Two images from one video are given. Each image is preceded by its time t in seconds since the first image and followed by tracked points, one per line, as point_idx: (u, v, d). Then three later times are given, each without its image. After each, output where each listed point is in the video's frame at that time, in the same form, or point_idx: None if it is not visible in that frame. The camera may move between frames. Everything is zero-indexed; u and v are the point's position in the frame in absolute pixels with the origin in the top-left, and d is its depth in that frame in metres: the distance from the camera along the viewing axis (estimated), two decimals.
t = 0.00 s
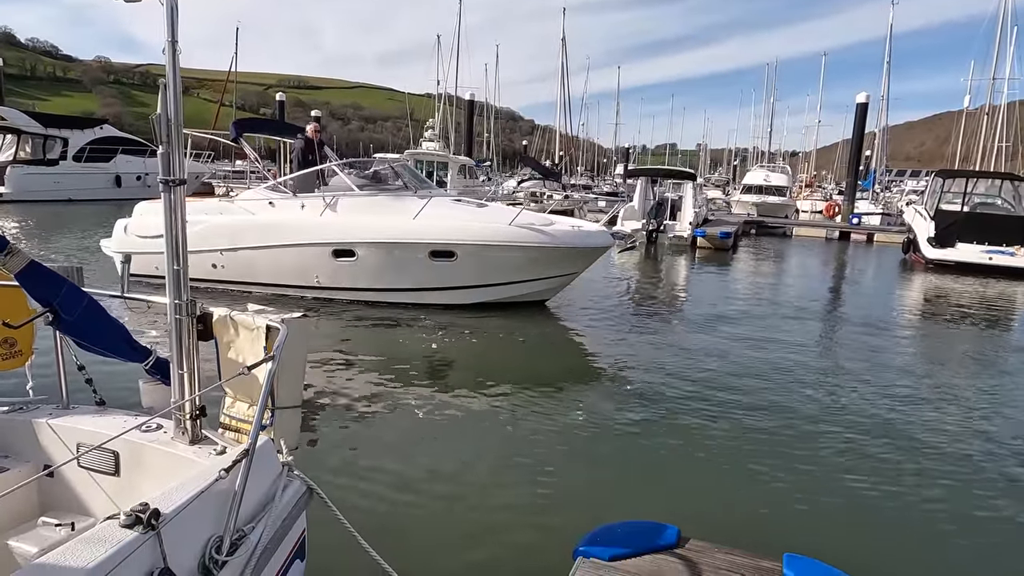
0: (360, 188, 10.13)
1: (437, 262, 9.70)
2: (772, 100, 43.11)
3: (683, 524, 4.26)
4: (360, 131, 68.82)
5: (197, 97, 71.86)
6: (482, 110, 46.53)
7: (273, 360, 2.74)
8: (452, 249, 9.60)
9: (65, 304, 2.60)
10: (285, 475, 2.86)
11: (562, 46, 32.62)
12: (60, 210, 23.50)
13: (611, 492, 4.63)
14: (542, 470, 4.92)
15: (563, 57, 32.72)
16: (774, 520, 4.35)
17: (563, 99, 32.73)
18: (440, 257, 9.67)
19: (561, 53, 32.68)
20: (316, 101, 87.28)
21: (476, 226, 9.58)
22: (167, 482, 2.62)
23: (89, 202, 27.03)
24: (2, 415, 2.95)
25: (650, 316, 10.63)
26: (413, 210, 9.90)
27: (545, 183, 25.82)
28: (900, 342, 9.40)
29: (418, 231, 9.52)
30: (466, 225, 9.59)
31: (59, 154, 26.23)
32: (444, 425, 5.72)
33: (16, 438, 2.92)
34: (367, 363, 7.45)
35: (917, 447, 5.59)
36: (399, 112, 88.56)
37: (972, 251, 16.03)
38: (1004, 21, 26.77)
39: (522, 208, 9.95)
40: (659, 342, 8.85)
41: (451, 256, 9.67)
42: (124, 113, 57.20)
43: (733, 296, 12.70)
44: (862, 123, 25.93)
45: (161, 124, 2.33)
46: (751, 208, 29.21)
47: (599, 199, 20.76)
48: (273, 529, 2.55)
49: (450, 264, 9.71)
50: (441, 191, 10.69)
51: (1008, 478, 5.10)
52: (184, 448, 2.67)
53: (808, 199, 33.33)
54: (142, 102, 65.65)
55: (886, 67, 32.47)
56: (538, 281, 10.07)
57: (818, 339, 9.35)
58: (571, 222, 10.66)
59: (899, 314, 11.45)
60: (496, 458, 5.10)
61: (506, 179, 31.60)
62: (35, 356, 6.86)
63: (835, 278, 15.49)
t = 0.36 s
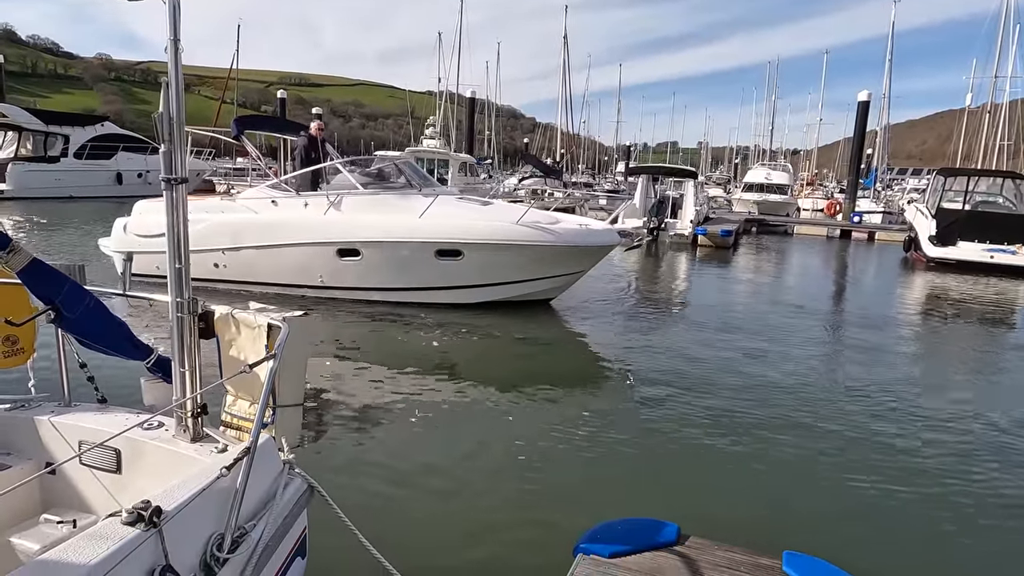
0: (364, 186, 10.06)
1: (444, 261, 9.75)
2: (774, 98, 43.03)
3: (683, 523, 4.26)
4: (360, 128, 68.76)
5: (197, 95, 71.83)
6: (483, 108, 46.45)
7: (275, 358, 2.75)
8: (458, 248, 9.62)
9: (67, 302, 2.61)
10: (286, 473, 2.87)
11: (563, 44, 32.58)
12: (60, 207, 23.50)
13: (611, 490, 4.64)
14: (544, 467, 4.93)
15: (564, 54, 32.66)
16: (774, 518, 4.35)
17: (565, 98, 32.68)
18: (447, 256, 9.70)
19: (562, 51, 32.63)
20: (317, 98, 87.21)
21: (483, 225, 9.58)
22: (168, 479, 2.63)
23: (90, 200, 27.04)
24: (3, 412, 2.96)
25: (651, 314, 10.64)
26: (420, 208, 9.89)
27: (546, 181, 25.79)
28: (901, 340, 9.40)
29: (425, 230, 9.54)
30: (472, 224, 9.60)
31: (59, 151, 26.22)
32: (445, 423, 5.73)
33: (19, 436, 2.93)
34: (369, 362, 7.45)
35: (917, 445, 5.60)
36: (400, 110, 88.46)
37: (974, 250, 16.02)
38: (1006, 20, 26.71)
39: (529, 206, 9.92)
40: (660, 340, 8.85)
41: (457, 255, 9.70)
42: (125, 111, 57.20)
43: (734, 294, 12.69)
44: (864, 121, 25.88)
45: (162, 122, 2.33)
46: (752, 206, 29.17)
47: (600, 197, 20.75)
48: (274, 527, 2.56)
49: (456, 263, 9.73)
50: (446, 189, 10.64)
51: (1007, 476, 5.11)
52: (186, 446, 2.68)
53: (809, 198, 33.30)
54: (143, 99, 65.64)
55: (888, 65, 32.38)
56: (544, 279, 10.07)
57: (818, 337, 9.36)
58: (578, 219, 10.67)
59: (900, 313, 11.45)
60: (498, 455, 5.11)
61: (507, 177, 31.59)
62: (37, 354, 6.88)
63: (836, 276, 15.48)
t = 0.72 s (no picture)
0: (367, 186, 10.04)
1: (450, 262, 9.73)
2: (773, 97, 43.02)
3: (682, 522, 4.27)
4: (359, 128, 68.70)
5: (196, 94, 71.75)
6: (482, 108, 46.42)
7: (272, 358, 2.76)
8: (463, 249, 9.61)
9: (67, 302, 2.61)
10: (285, 474, 2.87)
11: (562, 44, 32.56)
12: (59, 207, 23.48)
13: (610, 489, 4.66)
14: (542, 467, 4.95)
15: (563, 54, 32.64)
16: (773, 517, 4.36)
17: (563, 97, 32.66)
18: (452, 257, 9.69)
19: (561, 51, 32.60)
20: (315, 98, 87.15)
21: (488, 225, 9.56)
22: (167, 479, 2.63)
23: (88, 199, 27.01)
24: (3, 413, 2.96)
25: (649, 313, 10.67)
26: (425, 209, 9.88)
27: (545, 180, 25.79)
28: (899, 340, 9.43)
29: (430, 231, 9.52)
30: (478, 224, 9.58)
31: (58, 150, 26.19)
32: (444, 423, 5.75)
33: (17, 436, 2.93)
34: (367, 363, 7.45)
35: (916, 445, 5.60)
36: (398, 109, 88.40)
37: (972, 249, 16.05)
38: (1004, 20, 26.73)
39: (535, 206, 9.90)
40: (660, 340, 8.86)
41: (463, 255, 9.69)
42: (124, 110, 57.16)
43: (732, 294, 12.72)
44: (862, 121, 25.90)
45: (162, 123, 2.34)
46: (750, 206, 29.18)
47: (598, 197, 20.75)
48: (271, 528, 2.57)
49: (462, 263, 9.73)
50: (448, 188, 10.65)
51: (1006, 476, 5.11)
52: (185, 447, 2.69)
53: (807, 198, 33.33)
54: (141, 98, 65.58)
55: (887, 64, 32.37)
56: (550, 279, 10.06)
57: (816, 337, 9.39)
58: (585, 218, 10.63)
59: (898, 312, 11.47)
60: (497, 455, 5.13)
61: (506, 176, 31.59)
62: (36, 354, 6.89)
63: (835, 275, 15.51)
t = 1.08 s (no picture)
0: (375, 186, 9.85)
1: (458, 262, 9.54)
2: (773, 95, 43.01)
3: (681, 520, 4.27)
4: (360, 126, 68.67)
5: (196, 93, 71.70)
6: (482, 106, 46.41)
7: (273, 356, 2.77)
8: (473, 249, 9.40)
9: (67, 300, 2.61)
10: (286, 471, 2.88)
11: (562, 42, 32.54)
12: (59, 205, 23.50)
13: (611, 487, 4.67)
14: (543, 464, 4.96)
15: (564, 52, 32.62)
16: (773, 515, 4.37)
17: (564, 95, 32.60)
18: (461, 257, 9.49)
19: (562, 49, 32.58)
20: (315, 96, 87.11)
21: (497, 225, 9.37)
22: (168, 476, 2.63)
23: (88, 197, 27.03)
24: (4, 410, 2.97)
25: (649, 311, 10.68)
26: (433, 208, 9.65)
27: (545, 178, 25.80)
28: (898, 337, 9.45)
29: (440, 230, 9.30)
30: (487, 223, 9.38)
31: (58, 149, 26.19)
32: (445, 420, 5.76)
33: (18, 434, 2.94)
34: (368, 361, 7.43)
35: (916, 443, 5.60)
36: (399, 107, 88.38)
37: (972, 247, 16.06)
38: (1005, 17, 26.70)
39: (545, 205, 9.71)
40: (660, 338, 8.87)
41: (472, 255, 9.48)
42: (124, 108, 57.18)
43: (732, 291, 12.74)
44: (862, 119, 25.90)
45: (163, 121, 2.35)
46: (751, 204, 29.19)
47: (599, 194, 20.72)
48: (272, 526, 2.57)
49: (472, 263, 9.53)
50: (456, 185, 10.50)
51: (1007, 474, 5.11)
52: (186, 444, 2.69)
53: (808, 196, 33.35)
54: (142, 97, 65.56)
55: (888, 62, 32.35)
56: (557, 279, 9.91)
57: (816, 334, 9.41)
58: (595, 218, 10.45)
59: (898, 310, 11.49)
60: (498, 453, 5.14)
61: (506, 174, 31.60)
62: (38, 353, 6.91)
63: (835, 273, 15.53)
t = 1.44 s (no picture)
0: (386, 184, 9.62)
1: (470, 261, 9.38)
2: (776, 94, 42.95)
3: (684, 521, 4.25)
4: (361, 124, 68.65)
5: (198, 91, 71.71)
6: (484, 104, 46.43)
7: (274, 352, 2.77)
8: (484, 249, 9.23)
9: (69, 297, 2.62)
10: (287, 468, 2.88)
11: (564, 40, 32.52)
12: (61, 202, 23.53)
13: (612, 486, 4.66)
14: (544, 463, 4.96)
15: (566, 50, 32.56)
16: (773, 515, 4.36)
17: (565, 94, 32.58)
18: (472, 257, 9.33)
19: (564, 47, 32.53)
20: (317, 94, 87.10)
21: (512, 225, 9.19)
22: (169, 473, 2.64)
23: (90, 194, 27.05)
24: (5, 407, 2.97)
25: (650, 310, 10.67)
26: (444, 207, 9.47)
27: (547, 177, 25.80)
28: (899, 337, 9.45)
29: (452, 230, 9.15)
30: (499, 223, 9.20)
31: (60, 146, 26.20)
32: (446, 419, 5.75)
33: (19, 431, 2.94)
34: (369, 360, 7.41)
35: (917, 443, 5.60)
36: (401, 105, 88.36)
37: (974, 247, 16.04)
38: (1008, 16, 26.63)
39: (559, 204, 9.50)
40: (660, 337, 8.87)
41: (483, 255, 9.33)
42: (125, 106, 57.25)
43: (733, 290, 12.74)
44: (865, 118, 25.86)
45: (164, 118, 2.35)
46: (752, 203, 29.17)
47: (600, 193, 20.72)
48: (273, 522, 2.57)
49: (483, 263, 9.36)
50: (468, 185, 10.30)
51: (1009, 474, 5.10)
52: (187, 441, 2.69)
53: (809, 195, 33.34)
54: (143, 94, 65.55)
55: (890, 61, 32.32)
56: (569, 279, 9.69)
57: (816, 334, 9.41)
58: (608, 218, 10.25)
59: (899, 309, 11.49)
60: (498, 452, 5.13)
61: (508, 173, 31.62)
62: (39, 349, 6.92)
63: (836, 273, 15.52)
